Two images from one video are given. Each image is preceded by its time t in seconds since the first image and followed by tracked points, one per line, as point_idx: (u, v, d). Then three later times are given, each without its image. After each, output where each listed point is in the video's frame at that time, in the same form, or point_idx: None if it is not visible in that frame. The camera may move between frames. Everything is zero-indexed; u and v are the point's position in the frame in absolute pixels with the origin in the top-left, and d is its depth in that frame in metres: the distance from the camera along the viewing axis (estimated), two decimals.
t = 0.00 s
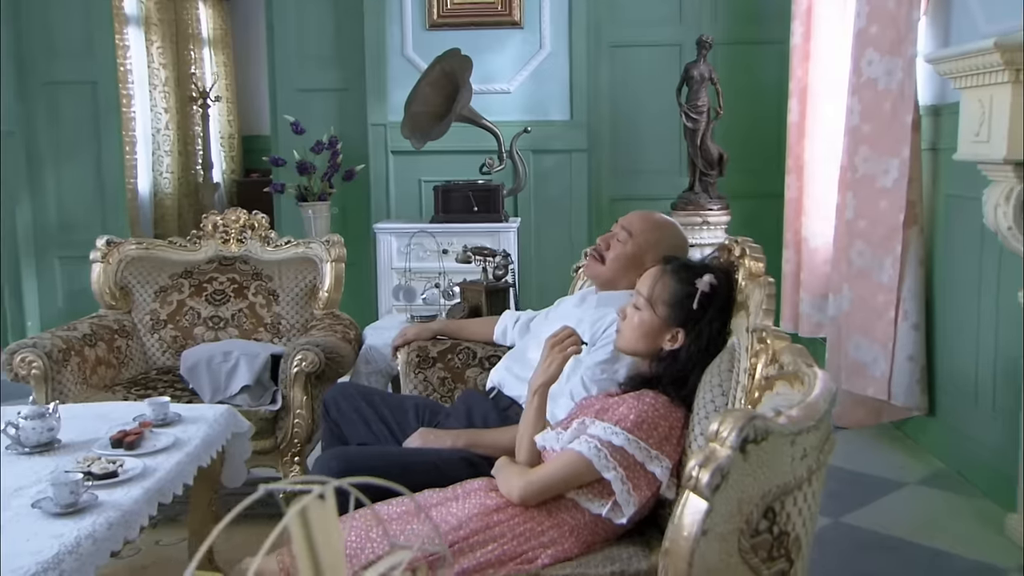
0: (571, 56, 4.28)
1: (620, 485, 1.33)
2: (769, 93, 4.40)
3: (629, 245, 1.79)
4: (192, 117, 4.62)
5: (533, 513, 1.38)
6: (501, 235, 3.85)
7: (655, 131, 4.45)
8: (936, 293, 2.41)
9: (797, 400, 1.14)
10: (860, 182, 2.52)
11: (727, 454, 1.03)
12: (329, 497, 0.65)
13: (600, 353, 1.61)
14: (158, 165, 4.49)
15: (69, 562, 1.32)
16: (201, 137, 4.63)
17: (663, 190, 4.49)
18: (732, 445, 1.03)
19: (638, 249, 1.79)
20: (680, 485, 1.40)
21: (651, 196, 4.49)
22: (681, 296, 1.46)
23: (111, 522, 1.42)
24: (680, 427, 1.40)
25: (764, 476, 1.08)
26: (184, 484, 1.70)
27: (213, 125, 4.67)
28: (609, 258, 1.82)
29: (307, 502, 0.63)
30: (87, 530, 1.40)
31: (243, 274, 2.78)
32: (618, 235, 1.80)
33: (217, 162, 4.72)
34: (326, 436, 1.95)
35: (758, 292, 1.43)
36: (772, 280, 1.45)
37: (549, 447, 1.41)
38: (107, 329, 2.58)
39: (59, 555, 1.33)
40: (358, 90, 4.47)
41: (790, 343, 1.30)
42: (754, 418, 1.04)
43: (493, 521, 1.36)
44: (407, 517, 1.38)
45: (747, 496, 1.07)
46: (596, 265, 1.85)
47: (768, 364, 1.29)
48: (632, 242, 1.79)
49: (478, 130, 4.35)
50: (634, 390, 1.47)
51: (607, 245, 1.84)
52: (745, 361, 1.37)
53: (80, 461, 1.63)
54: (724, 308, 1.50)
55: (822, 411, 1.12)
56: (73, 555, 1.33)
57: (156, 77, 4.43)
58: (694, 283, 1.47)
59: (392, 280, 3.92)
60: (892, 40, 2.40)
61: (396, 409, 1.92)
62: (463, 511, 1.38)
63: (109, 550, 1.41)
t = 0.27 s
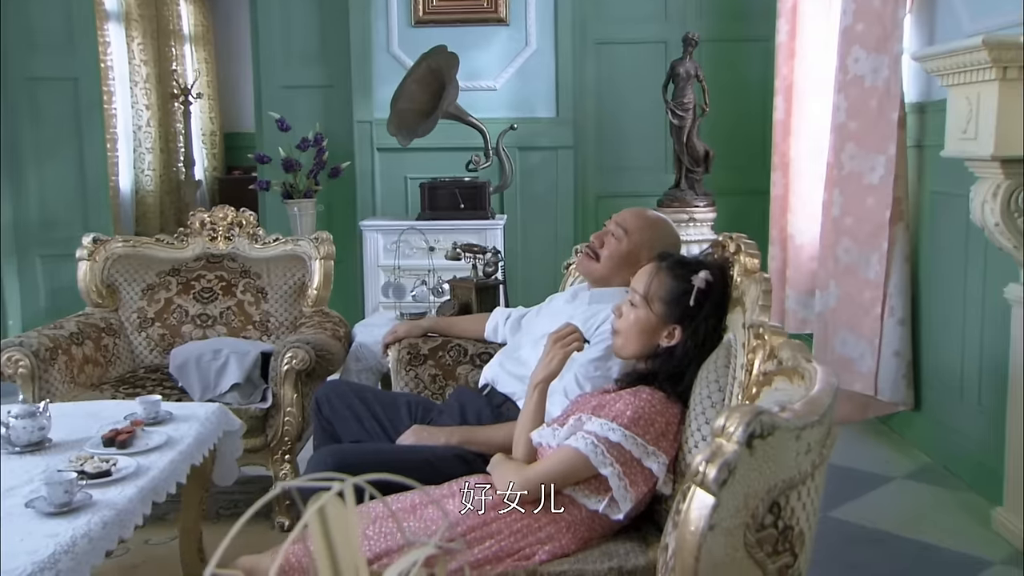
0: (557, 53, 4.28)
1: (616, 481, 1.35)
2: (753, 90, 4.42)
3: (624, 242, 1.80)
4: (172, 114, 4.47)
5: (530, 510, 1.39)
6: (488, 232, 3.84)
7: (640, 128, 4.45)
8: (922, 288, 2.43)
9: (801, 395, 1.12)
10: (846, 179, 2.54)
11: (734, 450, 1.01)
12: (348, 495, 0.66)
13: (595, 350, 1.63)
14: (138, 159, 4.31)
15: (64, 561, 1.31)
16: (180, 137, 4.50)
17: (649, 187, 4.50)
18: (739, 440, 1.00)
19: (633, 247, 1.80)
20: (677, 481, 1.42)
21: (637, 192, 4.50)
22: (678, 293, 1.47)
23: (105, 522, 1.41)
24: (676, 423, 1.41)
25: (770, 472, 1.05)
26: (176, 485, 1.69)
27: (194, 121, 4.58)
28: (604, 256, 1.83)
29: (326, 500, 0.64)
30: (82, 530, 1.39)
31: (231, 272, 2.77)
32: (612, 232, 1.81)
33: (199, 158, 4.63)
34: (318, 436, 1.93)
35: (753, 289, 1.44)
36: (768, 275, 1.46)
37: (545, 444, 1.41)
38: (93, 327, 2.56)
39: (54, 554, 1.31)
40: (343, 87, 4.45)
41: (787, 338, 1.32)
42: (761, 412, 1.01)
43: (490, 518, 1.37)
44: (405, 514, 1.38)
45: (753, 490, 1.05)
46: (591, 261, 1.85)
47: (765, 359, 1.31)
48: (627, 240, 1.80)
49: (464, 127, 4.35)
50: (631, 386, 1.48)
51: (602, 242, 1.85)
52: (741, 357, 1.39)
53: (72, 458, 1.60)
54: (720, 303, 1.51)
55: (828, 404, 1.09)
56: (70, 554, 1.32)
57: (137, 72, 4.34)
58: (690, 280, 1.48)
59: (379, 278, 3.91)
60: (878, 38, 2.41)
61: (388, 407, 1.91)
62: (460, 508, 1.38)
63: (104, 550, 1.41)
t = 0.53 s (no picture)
0: (546, 50, 4.28)
1: (616, 478, 1.35)
2: (742, 88, 4.43)
3: (624, 242, 1.80)
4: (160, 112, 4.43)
5: (530, 507, 1.39)
6: (477, 229, 3.84)
7: (629, 126, 4.46)
8: (911, 285, 2.44)
9: (805, 391, 1.11)
10: (837, 176, 2.57)
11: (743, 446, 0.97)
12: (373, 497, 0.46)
13: (592, 347, 1.64)
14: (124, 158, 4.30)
15: (64, 561, 1.29)
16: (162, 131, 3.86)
17: (638, 185, 4.50)
18: (748, 435, 0.96)
19: (632, 246, 1.81)
20: (677, 477, 1.43)
21: (626, 190, 4.51)
22: (677, 290, 1.48)
23: (105, 522, 1.41)
24: (676, 419, 1.43)
25: (779, 469, 1.01)
26: (173, 484, 1.68)
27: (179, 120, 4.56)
28: (602, 256, 1.83)
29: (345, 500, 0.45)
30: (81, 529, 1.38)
31: (223, 270, 2.76)
32: (611, 232, 1.81)
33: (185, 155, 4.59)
34: (313, 432, 1.95)
35: (753, 286, 1.44)
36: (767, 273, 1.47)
37: (544, 442, 1.41)
38: (84, 325, 2.55)
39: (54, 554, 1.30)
40: (332, 85, 4.44)
41: (788, 335, 1.34)
42: (769, 407, 0.97)
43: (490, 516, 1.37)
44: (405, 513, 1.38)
45: (761, 488, 1.00)
46: (589, 263, 1.86)
47: (765, 355, 1.33)
48: (626, 239, 1.80)
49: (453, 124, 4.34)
50: (630, 384, 1.48)
51: (600, 242, 1.84)
52: (741, 354, 1.41)
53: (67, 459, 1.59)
54: (720, 300, 1.52)
55: (834, 400, 1.07)
56: (69, 554, 1.31)
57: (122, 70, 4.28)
58: (690, 277, 1.49)
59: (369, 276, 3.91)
60: (868, 36, 2.42)
61: (384, 404, 1.91)
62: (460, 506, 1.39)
63: (103, 549, 1.40)
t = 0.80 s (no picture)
0: (535, 48, 4.28)
1: (617, 474, 1.38)
2: (731, 86, 4.44)
3: (623, 241, 1.81)
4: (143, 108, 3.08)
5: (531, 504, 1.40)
6: (467, 227, 3.83)
7: (619, 124, 4.47)
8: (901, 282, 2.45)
9: (807, 391, 1.13)
10: (829, 174, 2.63)
11: (754, 443, 1.02)
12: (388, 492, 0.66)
13: (590, 344, 1.65)
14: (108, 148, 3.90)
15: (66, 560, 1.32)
16: (151, 131, 3.23)
17: (627, 183, 4.51)
18: (760, 432, 1.02)
19: (631, 245, 1.82)
20: (676, 474, 1.46)
21: (615, 187, 4.52)
22: (676, 287, 1.49)
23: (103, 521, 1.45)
24: (676, 416, 1.47)
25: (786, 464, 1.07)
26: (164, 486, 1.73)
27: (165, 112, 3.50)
28: (600, 256, 1.84)
29: (367, 496, 0.64)
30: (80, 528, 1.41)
31: (215, 268, 2.76)
32: (610, 231, 1.82)
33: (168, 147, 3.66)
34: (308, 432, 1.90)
35: (753, 283, 1.45)
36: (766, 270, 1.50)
37: (544, 439, 1.43)
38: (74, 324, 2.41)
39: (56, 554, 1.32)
40: (321, 83, 4.43)
41: (788, 330, 1.36)
42: (776, 406, 1.03)
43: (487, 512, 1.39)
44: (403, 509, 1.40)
45: (772, 483, 1.07)
46: (585, 261, 1.87)
47: (767, 352, 1.34)
48: (625, 237, 1.81)
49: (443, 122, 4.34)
50: (630, 380, 1.51)
51: (597, 241, 1.86)
52: (742, 352, 1.42)
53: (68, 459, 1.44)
54: (718, 297, 1.54)
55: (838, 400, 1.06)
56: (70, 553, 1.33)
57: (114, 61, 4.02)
58: (689, 274, 1.51)
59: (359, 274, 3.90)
60: (858, 34, 2.44)
61: (380, 402, 1.93)
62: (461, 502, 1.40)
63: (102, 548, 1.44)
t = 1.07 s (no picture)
0: (524, 46, 4.28)
1: (617, 471, 1.37)
2: (719, 84, 4.45)
3: (619, 238, 1.82)
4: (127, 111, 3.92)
5: (530, 500, 1.40)
6: (456, 225, 3.83)
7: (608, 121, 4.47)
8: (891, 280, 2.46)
9: (814, 386, 1.07)
10: (817, 173, 2.58)
11: (763, 438, 0.97)
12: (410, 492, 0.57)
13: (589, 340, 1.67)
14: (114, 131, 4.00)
15: (64, 561, 1.30)
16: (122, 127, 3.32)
17: (617, 181, 4.52)
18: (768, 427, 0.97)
19: (628, 243, 1.82)
20: (676, 470, 1.46)
21: (605, 185, 4.52)
22: (675, 284, 1.49)
23: (104, 520, 1.41)
24: (676, 413, 1.45)
25: (797, 462, 1.01)
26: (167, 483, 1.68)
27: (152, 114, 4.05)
28: (595, 253, 1.84)
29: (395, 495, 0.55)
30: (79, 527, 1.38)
31: (206, 266, 2.75)
32: (605, 229, 1.83)
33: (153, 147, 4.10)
34: (303, 429, 1.94)
35: (753, 280, 1.44)
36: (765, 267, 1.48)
37: (544, 435, 1.43)
38: (65, 324, 2.48)
39: (54, 554, 1.30)
40: (310, 81, 4.41)
41: (789, 329, 1.31)
42: (786, 400, 0.98)
43: (487, 510, 1.39)
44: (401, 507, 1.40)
45: (781, 479, 1.00)
46: (580, 258, 1.87)
47: (768, 348, 1.30)
48: (621, 235, 1.82)
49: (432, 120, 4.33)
50: (630, 376, 1.50)
51: (592, 238, 1.86)
52: (741, 347, 1.39)
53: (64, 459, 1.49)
54: (718, 293, 1.53)
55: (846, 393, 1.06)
56: (69, 553, 1.31)
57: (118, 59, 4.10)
58: (687, 271, 1.50)
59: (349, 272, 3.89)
60: (848, 33, 2.45)
61: (374, 400, 1.92)
62: (460, 500, 1.41)
63: (102, 547, 1.40)
